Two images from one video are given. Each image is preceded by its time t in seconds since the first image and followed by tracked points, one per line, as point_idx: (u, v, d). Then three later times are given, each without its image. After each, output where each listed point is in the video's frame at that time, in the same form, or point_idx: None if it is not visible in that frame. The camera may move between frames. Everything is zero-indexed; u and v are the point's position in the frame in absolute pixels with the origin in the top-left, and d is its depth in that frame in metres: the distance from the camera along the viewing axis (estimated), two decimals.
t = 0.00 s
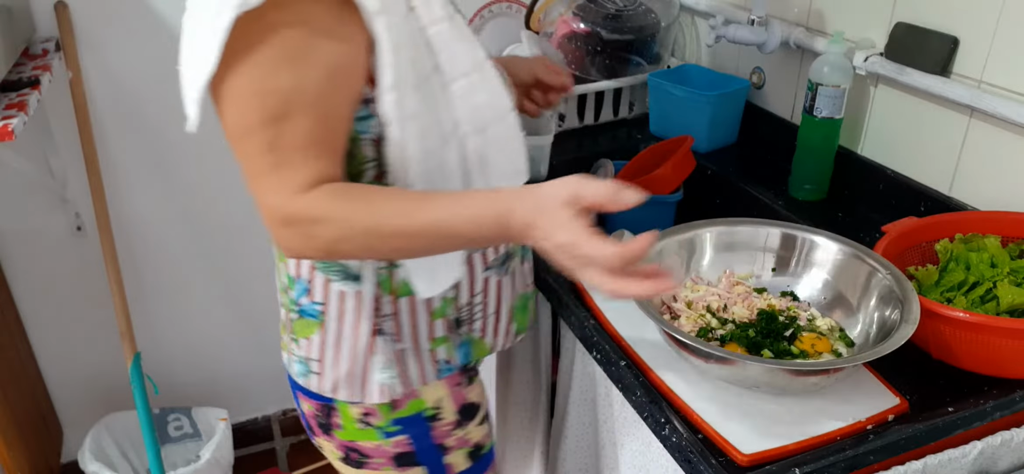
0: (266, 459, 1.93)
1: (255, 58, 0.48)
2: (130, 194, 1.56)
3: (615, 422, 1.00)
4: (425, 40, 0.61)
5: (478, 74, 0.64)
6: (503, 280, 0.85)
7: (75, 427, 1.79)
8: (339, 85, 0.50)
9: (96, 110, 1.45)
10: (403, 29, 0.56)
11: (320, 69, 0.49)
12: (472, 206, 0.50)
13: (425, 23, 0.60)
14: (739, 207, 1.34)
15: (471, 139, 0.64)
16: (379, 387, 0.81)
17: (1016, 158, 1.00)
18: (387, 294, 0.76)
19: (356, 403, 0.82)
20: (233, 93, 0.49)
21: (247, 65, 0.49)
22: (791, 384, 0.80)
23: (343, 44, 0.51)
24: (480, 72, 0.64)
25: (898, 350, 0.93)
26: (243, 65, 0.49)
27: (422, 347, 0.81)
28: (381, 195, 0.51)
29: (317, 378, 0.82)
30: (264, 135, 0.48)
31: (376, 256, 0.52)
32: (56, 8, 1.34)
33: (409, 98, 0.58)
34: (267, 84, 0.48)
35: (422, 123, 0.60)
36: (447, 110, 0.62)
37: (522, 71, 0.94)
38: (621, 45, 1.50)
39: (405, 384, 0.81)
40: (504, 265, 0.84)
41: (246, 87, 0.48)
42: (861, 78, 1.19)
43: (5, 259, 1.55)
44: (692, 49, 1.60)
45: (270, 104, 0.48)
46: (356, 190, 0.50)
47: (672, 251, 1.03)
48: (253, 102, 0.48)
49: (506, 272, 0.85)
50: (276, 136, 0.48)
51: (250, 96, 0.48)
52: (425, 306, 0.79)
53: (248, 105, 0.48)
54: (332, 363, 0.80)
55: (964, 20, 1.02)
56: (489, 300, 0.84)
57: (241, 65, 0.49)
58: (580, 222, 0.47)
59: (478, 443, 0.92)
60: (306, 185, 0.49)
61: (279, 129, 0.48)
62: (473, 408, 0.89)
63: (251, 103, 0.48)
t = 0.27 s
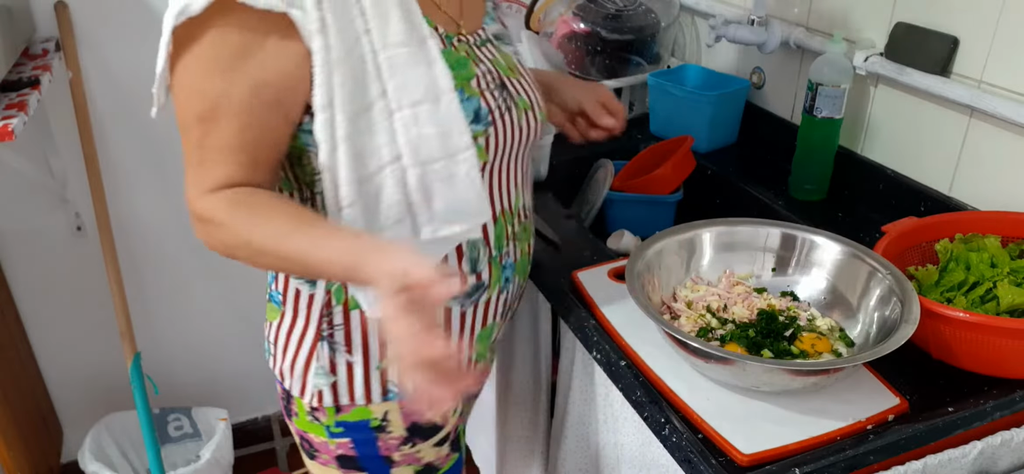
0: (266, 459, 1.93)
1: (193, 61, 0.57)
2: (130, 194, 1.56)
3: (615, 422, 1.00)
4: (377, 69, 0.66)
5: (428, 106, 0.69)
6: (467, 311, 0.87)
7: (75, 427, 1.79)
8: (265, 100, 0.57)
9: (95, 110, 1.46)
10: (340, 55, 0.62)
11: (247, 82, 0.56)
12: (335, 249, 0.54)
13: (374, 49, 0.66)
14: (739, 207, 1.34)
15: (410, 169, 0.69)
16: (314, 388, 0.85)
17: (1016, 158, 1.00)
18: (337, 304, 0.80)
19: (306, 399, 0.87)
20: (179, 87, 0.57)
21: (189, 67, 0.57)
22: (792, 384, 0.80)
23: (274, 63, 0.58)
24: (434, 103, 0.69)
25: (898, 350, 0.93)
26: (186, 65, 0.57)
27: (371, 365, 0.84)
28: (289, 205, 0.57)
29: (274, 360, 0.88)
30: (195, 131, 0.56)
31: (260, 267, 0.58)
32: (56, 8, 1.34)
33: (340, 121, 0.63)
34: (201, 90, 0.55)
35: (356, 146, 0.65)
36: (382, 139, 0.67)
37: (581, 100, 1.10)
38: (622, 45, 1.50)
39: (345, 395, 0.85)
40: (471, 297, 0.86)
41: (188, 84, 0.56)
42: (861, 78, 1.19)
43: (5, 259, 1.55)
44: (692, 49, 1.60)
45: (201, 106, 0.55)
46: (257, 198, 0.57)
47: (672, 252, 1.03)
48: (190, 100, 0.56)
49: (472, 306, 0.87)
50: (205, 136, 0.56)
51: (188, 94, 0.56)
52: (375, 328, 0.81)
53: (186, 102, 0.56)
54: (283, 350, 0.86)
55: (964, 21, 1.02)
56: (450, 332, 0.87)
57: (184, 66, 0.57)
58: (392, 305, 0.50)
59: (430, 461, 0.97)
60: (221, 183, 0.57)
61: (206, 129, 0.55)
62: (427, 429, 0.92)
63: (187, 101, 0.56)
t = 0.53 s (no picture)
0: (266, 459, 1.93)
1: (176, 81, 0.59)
2: (130, 194, 1.56)
3: (616, 422, 1.00)
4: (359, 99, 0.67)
5: (416, 141, 0.68)
6: (472, 362, 0.82)
7: (75, 427, 1.79)
8: (236, 126, 0.58)
9: (95, 111, 1.46)
10: (320, 83, 0.63)
11: (223, 105, 0.58)
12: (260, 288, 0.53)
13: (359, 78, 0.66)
14: (739, 207, 1.34)
15: (394, 206, 0.68)
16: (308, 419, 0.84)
17: (1016, 158, 1.00)
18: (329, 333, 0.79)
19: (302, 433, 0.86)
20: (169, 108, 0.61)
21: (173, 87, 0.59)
22: (793, 384, 0.80)
23: (251, 88, 0.59)
24: (423, 138, 0.69)
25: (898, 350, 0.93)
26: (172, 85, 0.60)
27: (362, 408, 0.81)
28: (248, 231, 0.59)
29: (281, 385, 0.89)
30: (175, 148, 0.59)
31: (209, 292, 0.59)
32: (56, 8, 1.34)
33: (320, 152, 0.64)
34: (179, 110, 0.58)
35: (337, 179, 0.66)
36: (365, 175, 0.67)
37: (648, 118, 1.00)
38: (621, 45, 1.51)
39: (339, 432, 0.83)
40: (475, 347, 0.82)
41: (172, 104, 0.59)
42: (861, 78, 1.19)
43: (5, 259, 1.55)
44: (692, 49, 1.59)
45: (180, 128, 0.58)
46: (213, 221, 0.58)
47: (672, 252, 1.03)
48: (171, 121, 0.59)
49: (476, 357, 0.82)
50: (181, 154, 0.59)
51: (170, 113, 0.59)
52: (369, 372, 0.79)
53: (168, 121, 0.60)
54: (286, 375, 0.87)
55: (963, 21, 1.02)
56: (452, 383, 0.82)
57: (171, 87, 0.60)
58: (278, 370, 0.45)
59: None
60: (187, 205, 0.59)
61: (184, 149, 0.59)
62: None
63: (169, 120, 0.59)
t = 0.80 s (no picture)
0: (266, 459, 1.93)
1: (172, 113, 0.53)
2: (130, 194, 1.56)
3: (616, 422, 1.00)
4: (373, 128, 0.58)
5: (438, 174, 0.59)
6: (497, 413, 0.75)
7: (75, 427, 1.79)
8: (239, 163, 0.52)
9: (95, 110, 1.46)
10: (330, 114, 0.55)
11: (222, 140, 0.51)
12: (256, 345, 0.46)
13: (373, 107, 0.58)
14: (739, 207, 1.35)
15: (413, 251, 0.59)
16: None
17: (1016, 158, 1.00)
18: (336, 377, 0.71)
19: None
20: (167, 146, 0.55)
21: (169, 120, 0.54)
22: (791, 383, 0.80)
23: (254, 121, 0.52)
24: (445, 171, 0.59)
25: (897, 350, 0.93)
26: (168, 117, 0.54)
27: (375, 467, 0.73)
28: (253, 280, 0.52)
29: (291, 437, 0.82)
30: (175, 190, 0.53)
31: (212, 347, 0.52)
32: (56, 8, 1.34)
33: (332, 192, 0.56)
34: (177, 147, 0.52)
35: (351, 222, 0.58)
36: (382, 214, 0.59)
37: (694, 126, 0.94)
38: (621, 45, 1.51)
39: None
40: (501, 397, 0.74)
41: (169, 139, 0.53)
42: (861, 78, 1.20)
43: (5, 259, 1.55)
44: (692, 49, 1.59)
45: (177, 167, 0.52)
46: (214, 272, 0.52)
47: (672, 252, 1.03)
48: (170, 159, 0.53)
49: (502, 407, 0.75)
50: (182, 196, 0.53)
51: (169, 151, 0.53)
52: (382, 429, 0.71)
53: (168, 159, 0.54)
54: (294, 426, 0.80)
55: (964, 21, 1.02)
56: (475, 435, 0.75)
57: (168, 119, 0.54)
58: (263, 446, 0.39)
59: None
60: (189, 252, 0.53)
61: (183, 192, 0.53)
62: None
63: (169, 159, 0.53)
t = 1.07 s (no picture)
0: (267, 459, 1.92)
1: (166, 135, 0.52)
2: (130, 194, 1.56)
3: (616, 422, 1.00)
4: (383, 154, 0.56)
5: (450, 204, 0.58)
6: (511, 452, 0.75)
7: (74, 427, 1.78)
8: (237, 189, 0.50)
9: (95, 110, 1.45)
10: (334, 138, 0.53)
11: (217, 166, 0.50)
12: (249, 390, 0.47)
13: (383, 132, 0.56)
14: (739, 207, 1.35)
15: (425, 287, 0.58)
16: None
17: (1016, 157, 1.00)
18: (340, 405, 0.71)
19: None
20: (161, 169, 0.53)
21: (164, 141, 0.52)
22: (791, 382, 0.80)
23: (252, 145, 0.51)
24: (458, 201, 0.58)
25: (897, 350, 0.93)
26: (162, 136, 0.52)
27: None
28: (249, 316, 0.51)
29: None
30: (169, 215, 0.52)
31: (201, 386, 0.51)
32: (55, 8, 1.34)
33: (338, 222, 0.55)
34: (171, 171, 0.51)
35: (358, 253, 0.57)
36: (391, 245, 0.58)
37: (721, 132, 0.94)
38: (622, 45, 1.51)
39: None
40: (516, 436, 0.74)
41: (163, 161, 0.52)
42: (861, 78, 1.20)
43: (5, 258, 1.55)
44: (692, 48, 1.60)
45: (173, 191, 0.51)
46: (210, 309, 0.51)
47: (672, 252, 1.03)
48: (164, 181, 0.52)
49: (515, 446, 0.75)
50: (177, 222, 0.51)
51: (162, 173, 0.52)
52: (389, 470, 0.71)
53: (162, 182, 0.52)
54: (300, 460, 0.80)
55: (964, 21, 1.02)
56: None
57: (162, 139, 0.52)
58: None
59: None
60: (182, 284, 0.52)
61: (178, 217, 0.51)
62: None
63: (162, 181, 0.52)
